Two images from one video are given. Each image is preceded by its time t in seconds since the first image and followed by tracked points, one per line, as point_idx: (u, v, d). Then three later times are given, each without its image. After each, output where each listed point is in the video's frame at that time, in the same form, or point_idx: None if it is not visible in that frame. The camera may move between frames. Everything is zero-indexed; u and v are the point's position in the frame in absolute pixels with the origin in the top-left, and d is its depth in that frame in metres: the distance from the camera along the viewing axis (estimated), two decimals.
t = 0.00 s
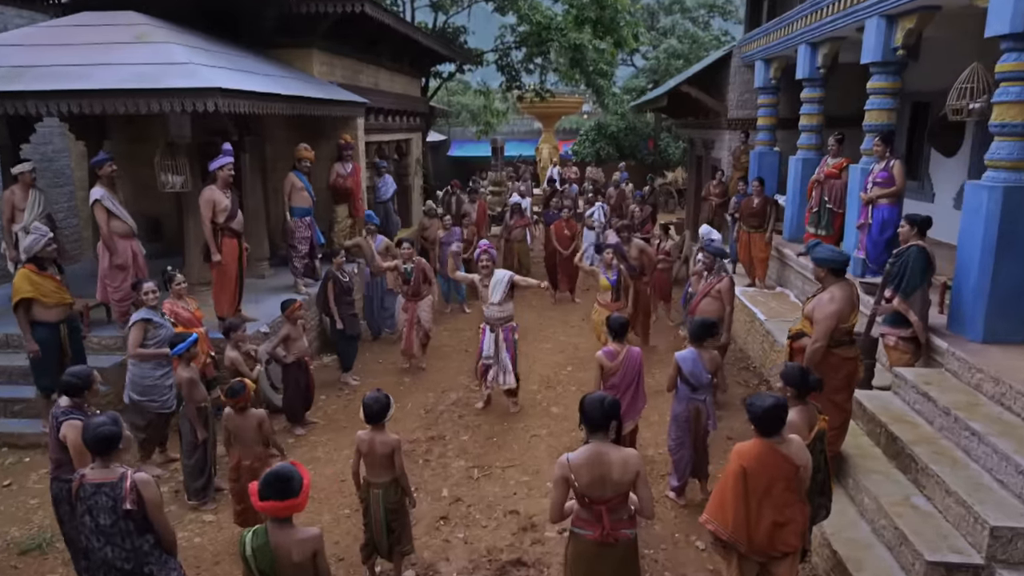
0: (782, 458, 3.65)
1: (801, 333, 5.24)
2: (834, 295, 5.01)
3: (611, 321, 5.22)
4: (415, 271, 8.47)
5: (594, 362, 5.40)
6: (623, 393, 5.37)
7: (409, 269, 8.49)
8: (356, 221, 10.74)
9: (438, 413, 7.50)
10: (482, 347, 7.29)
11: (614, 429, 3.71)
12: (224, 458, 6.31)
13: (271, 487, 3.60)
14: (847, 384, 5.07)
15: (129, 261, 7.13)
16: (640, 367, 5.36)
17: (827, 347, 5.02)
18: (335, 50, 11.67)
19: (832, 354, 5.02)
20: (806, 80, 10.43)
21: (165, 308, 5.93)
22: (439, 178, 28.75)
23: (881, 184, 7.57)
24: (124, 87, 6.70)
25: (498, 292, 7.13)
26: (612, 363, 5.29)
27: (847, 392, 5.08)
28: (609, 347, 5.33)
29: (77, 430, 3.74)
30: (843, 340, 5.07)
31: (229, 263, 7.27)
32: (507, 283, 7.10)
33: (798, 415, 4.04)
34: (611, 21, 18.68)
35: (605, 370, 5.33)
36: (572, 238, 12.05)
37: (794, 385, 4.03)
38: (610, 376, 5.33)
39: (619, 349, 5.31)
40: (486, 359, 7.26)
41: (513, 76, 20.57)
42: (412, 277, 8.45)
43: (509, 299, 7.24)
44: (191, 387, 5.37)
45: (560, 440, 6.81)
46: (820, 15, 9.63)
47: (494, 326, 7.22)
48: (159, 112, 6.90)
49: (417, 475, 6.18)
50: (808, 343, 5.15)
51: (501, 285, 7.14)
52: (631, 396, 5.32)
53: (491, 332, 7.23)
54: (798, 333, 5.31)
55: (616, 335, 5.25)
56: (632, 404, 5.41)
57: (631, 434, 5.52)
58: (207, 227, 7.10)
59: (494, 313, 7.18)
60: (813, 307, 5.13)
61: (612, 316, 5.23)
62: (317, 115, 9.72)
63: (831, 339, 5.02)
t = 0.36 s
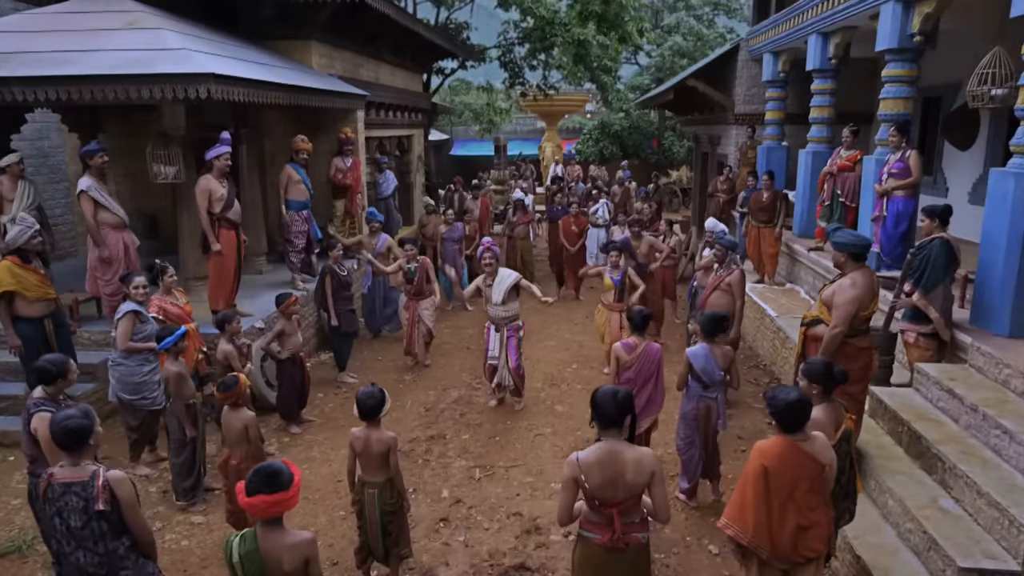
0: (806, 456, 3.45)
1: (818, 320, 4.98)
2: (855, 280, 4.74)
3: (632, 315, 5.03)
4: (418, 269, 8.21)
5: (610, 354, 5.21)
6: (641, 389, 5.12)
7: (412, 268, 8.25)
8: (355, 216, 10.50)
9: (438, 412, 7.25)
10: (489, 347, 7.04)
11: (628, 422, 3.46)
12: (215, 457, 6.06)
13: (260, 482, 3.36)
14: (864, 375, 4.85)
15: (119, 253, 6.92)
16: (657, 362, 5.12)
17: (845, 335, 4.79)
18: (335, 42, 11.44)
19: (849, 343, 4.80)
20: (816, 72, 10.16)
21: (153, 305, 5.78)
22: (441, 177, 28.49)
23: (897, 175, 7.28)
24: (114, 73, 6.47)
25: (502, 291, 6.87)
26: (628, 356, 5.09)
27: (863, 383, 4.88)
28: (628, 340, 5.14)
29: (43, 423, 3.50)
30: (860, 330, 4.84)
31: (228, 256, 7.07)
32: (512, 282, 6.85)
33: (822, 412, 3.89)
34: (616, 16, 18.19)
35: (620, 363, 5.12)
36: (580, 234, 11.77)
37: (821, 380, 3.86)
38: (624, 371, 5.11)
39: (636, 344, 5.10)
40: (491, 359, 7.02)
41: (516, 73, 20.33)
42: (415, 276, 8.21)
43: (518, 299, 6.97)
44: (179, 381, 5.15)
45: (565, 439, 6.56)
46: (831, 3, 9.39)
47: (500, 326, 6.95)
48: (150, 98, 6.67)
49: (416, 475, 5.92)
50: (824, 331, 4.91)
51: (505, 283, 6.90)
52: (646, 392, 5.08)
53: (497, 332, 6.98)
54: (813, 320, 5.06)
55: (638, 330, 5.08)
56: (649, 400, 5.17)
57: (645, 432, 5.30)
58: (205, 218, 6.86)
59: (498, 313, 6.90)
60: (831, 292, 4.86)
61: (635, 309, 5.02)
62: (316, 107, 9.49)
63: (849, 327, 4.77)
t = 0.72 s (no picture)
0: (830, 455, 3.23)
1: (835, 311, 4.79)
2: (876, 268, 4.54)
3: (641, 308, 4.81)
4: (427, 257, 8.19)
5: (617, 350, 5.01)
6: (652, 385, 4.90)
7: (421, 255, 8.22)
8: (355, 211, 10.29)
9: (439, 410, 7.04)
10: (494, 335, 6.83)
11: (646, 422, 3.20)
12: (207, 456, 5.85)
13: (248, 480, 3.09)
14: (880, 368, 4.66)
15: (111, 246, 6.72)
16: (668, 356, 4.91)
17: (864, 326, 4.58)
18: (335, 35, 11.24)
19: (867, 336, 4.60)
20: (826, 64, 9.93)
21: (146, 299, 5.63)
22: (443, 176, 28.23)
23: (912, 166, 7.05)
24: (104, 60, 6.27)
25: (520, 279, 6.65)
26: (636, 351, 4.89)
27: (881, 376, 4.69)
28: (635, 334, 4.94)
29: (24, 404, 3.48)
30: (879, 321, 4.63)
31: (224, 250, 6.88)
32: (530, 271, 6.61)
33: (845, 408, 3.73)
34: (620, 12, 17.91)
35: (628, 357, 4.91)
36: (585, 230, 11.54)
37: (848, 371, 3.69)
38: (632, 366, 4.91)
39: (644, 337, 4.90)
40: (496, 348, 6.82)
41: (519, 69, 20.10)
42: (422, 263, 8.17)
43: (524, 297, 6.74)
44: (168, 377, 4.93)
45: (570, 438, 6.34)
46: None
47: (505, 314, 6.76)
48: (142, 86, 6.46)
49: (415, 475, 5.71)
50: (842, 322, 4.70)
51: (523, 271, 6.65)
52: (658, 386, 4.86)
53: (502, 320, 6.78)
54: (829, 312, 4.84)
55: (647, 324, 4.88)
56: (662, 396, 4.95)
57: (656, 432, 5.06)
58: (198, 209, 6.66)
59: (503, 300, 6.71)
60: (851, 280, 4.66)
61: (642, 302, 4.77)
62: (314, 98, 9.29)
63: (869, 317, 4.57)
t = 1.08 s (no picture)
0: (859, 453, 2.99)
1: (857, 301, 4.57)
2: (899, 254, 4.32)
3: (637, 299, 4.57)
4: (432, 251, 8.07)
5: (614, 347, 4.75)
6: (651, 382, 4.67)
7: (426, 252, 8.10)
8: (353, 206, 10.05)
9: (439, 408, 6.80)
10: (506, 334, 6.57)
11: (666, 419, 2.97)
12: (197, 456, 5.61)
13: (230, 479, 2.87)
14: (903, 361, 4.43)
15: (103, 239, 6.45)
16: (666, 351, 4.66)
17: (889, 317, 4.37)
18: (333, 27, 11.02)
19: (892, 327, 4.39)
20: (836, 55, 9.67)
21: (136, 292, 5.35)
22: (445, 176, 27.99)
23: (929, 156, 6.81)
24: (92, 45, 6.05)
25: (532, 276, 6.40)
26: (633, 346, 4.64)
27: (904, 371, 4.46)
28: (631, 328, 4.69)
29: None
30: (903, 312, 4.42)
31: (213, 244, 6.66)
32: (543, 269, 6.35)
33: (872, 405, 3.51)
34: (623, 7, 18.07)
35: (626, 353, 4.67)
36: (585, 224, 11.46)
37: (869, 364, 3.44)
38: (631, 363, 4.68)
39: (641, 331, 4.66)
40: (511, 348, 6.57)
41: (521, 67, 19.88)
42: (427, 259, 8.04)
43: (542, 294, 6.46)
44: (154, 372, 4.73)
45: (575, 438, 6.09)
46: None
47: (516, 312, 6.51)
48: (131, 72, 6.24)
49: (413, 475, 5.47)
50: (866, 312, 4.49)
51: (536, 268, 6.38)
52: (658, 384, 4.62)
53: (513, 319, 6.53)
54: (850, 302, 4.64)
55: (643, 315, 4.62)
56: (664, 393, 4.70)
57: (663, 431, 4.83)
58: (187, 201, 6.42)
59: (514, 297, 6.44)
60: (872, 267, 4.45)
61: (638, 293, 4.56)
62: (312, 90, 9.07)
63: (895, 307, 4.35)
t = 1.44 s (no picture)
0: (893, 451, 2.75)
1: (879, 292, 4.32)
2: (922, 243, 4.06)
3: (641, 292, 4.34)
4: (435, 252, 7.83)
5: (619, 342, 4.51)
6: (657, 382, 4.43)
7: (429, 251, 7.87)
8: (352, 203, 9.84)
9: (439, 409, 6.56)
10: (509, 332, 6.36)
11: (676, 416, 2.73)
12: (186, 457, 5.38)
13: (213, 477, 2.41)
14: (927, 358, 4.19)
15: (90, 232, 6.22)
16: (676, 347, 4.42)
17: (912, 309, 4.15)
18: (333, 22, 10.82)
19: (916, 320, 4.16)
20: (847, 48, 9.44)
21: (132, 282, 5.16)
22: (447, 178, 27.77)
23: (948, 147, 6.58)
24: (80, 31, 5.85)
25: (536, 277, 6.18)
26: (642, 343, 4.40)
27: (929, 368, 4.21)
28: (638, 323, 4.44)
29: None
30: (927, 306, 4.18)
31: (205, 240, 6.45)
32: (549, 270, 6.14)
33: (906, 403, 3.28)
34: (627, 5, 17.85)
35: (632, 350, 4.43)
36: (586, 224, 11.23)
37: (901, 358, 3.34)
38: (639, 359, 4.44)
39: (649, 326, 4.41)
40: (511, 346, 6.34)
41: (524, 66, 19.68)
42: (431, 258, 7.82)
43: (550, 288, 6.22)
44: (139, 367, 4.50)
45: (580, 439, 5.84)
46: None
47: (521, 309, 6.30)
48: (121, 59, 6.03)
49: (412, 478, 5.23)
50: (887, 305, 4.27)
51: (541, 269, 6.17)
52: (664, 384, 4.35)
53: (518, 316, 6.32)
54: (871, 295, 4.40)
55: (648, 308, 4.38)
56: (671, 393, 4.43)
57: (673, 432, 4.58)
58: (179, 195, 6.19)
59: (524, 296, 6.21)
60: (893, 257, 4.18)
61: (641, 284, 4.31)
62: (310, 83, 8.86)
63: (918, 299, 4.12)
